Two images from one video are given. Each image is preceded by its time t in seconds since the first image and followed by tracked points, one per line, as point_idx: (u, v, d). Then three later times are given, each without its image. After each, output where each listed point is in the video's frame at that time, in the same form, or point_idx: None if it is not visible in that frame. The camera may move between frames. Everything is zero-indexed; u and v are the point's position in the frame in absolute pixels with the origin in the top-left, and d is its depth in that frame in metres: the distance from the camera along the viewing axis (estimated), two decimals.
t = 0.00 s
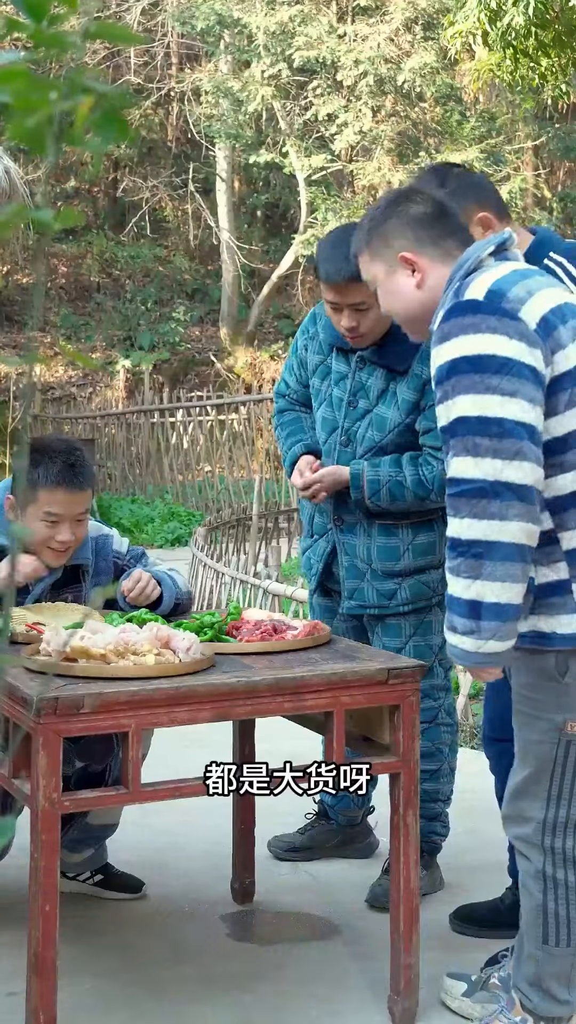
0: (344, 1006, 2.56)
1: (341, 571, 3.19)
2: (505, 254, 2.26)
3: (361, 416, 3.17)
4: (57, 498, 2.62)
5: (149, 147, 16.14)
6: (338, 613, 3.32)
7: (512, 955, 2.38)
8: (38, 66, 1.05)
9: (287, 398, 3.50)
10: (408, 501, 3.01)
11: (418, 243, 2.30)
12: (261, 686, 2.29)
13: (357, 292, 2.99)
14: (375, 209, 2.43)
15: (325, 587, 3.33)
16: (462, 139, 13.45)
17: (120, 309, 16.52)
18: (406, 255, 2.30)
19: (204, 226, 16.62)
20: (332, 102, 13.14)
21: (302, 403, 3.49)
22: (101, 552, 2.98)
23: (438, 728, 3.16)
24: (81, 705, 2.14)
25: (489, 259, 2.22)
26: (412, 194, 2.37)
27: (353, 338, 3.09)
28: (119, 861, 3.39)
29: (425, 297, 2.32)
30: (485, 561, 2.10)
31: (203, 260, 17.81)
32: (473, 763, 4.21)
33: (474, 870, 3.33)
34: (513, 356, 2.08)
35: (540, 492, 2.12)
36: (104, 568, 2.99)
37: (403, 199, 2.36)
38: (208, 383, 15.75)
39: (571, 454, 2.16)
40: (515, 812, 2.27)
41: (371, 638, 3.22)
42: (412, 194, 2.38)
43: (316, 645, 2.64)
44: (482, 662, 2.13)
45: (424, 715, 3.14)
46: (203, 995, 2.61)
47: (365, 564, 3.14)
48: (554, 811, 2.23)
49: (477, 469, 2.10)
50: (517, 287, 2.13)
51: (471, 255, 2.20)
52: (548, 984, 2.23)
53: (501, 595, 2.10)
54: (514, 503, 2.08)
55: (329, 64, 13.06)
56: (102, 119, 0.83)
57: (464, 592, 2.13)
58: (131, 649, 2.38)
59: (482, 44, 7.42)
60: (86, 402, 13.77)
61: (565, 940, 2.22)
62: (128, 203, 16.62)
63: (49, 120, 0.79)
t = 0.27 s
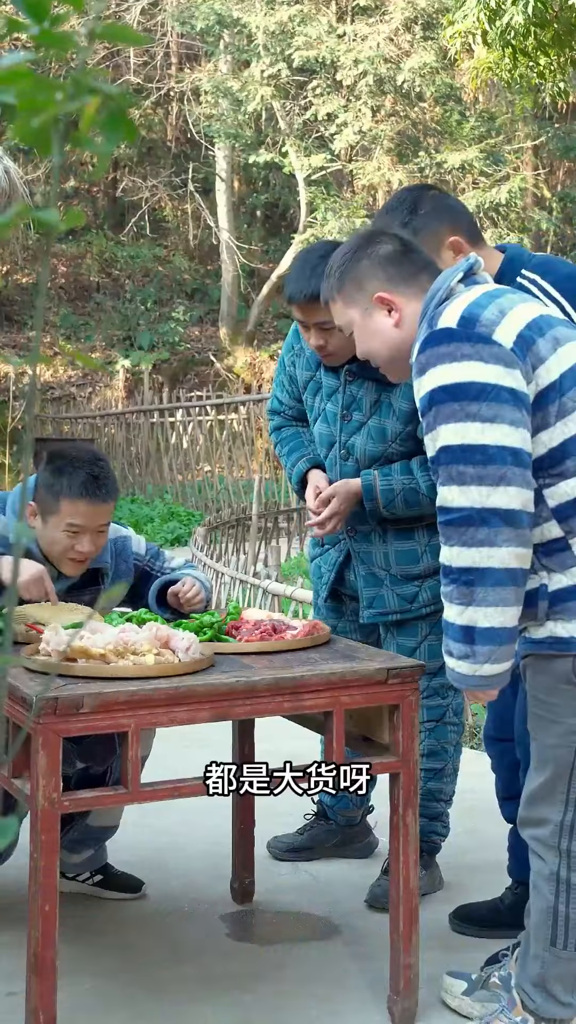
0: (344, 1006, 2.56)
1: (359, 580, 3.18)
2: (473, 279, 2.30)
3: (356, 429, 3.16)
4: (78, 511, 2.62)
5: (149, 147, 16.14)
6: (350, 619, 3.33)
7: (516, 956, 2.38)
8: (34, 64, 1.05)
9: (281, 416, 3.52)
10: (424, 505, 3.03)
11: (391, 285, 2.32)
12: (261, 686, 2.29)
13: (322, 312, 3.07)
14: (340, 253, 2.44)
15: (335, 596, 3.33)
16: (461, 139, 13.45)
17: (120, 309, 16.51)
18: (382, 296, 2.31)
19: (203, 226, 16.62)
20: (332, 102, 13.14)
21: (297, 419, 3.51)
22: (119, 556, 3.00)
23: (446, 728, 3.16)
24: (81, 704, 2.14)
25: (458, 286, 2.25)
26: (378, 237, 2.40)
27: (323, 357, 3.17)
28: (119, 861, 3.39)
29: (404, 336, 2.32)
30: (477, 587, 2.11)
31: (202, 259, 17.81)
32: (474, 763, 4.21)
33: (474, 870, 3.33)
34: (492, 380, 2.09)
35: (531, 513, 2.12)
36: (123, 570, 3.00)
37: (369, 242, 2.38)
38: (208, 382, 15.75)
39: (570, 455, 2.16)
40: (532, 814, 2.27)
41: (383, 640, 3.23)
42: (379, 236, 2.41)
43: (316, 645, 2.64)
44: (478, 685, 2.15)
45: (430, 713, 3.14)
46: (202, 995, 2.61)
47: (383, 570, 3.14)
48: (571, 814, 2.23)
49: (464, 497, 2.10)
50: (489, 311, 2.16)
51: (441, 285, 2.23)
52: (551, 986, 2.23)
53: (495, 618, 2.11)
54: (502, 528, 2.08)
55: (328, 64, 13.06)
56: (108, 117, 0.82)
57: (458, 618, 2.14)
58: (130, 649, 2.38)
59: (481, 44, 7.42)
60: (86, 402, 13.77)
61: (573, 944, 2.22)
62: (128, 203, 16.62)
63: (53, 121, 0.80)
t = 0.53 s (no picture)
0: (344, 1006, 2.56)
1: (358, 580, 3.18)
2: (475, 275, 2.31)
3: (343, 427, 3.18)
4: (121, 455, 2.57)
5: (149, 147, 16.13)
6: (352, 620, 3.33)
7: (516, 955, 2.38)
8: (32, 65, 1.05)
9: (280, 425, 3.51)
10: (410, 499, 3.02)
11: (396, 276, 2.32)
12: (261, 686, 2.29)
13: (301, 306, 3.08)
14: (344, 241, 2.44)
15: (337, 598, 3.33)
16: (461, 139, 13.45)
17: (120, 309, 16.51)
18: (386, 286, 2.32)
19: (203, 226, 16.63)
20: (332, 102, 13.13)
21: (296, 426, 3.50)
22: (130, 529, 2.97)
23: (445, 728, 3.16)
24: (80, 704, 2.14)
25: (460, 281, 2.26)
26: (381, 227, 2.42)
27: (305, 355, 3.16)
28: (119, 861, 3.39)
29: (406, 327, 2.33)
30: (480, 579, 2.11)
31: (202, 259, 17.82)
32: (475, 763, 4.20)
33: (474, 870, 3.33)
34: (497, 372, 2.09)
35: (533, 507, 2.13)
36: (132, 546, 2.98)
37: (373, 232, 2.39)
38: (208, 382, 15.76)
39: (570, 454, 2.16)
40: (529, 812, 2.27)
41: (383, 640, 3.23)
42: (381, 228, 2.42)
43: (316, 644, 2.64)
44: (481, 678, 2.15)
45: (429, 714, 3.14)
46: (202, 995, 2.61)
47: (381, 569, 3.14)
48: (569, 811, 2.23)
49: (468, 488, 2.10)
50: (493, 305, 2.16)
51: (443, 280, 2.24)
52: (551, 984, 2.23)
53: (497, 611, 2.11)
54: (507, 520, 2.08)
55: (329, 64, 13.06)
56: (105, 117, 0.82)
57: (460, 611, 2.14)
58: (130, 649, 2.38)
59: (481, 44, 7.42)
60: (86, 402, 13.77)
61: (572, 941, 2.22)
62: (128, 203, 16.61)
63: (49, 120, 0.80)
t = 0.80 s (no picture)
0: (344, 1006, 2.56)
1: (355, 580, 3.19)
2: (481, 265, 2.31)
3: (338, 425, 3.18)
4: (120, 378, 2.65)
5: (149, 147, 16.13)
6: (352, 619, 3.32)
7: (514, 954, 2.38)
8: (31, 65, 1.05)
9: (281, 424, 3.50)
10: (403, 495, 3.01)
11: (401, 257, 2.32)
12: (261, 686, 2.29)
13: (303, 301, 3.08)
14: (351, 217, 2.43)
15: (337, 598, 3.33)
16: (461, 139, 13.45)
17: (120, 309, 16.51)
18: (389, 270, 2.31)
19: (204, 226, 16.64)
20: (332, 102, 13.13)
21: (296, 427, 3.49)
22: (124, 471, 2.95)
23: (444, 728, 3.15)
24: (80, 704, 2.14)
25: (466, 270, 2.26)
26: (391, 204, 2.39)
27: (303, 349, 3.16)
28: (119, 861, 3.39)
29: (408, 310, 2.32)
30: (477, 569, 2.11)
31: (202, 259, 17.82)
32: (475, 763, 4.20)
33: (474, 870, 3.33)
34: (503, 363, 2.09)
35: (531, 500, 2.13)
36: (126, 486, 2.96)
37: (382, 211, 2.37)
38: (208, 382, 15.75)
39: (567, 453, 2.17)
40: (527, 812, 2.27)
41: (382, 639, 3.23)
42: (391, 205, 2.39)
43: (316, 644, 2.64)
44: (472, 668, 2.15)
45: (428, 714, 3.14)
46: (202, 995, 2.61)
47: (378, 567, 3.14)
48: (567, 809, 2.23)
49: (468, 477, 2.10)
50: (501, 295, 2.16)
51: (450, 267, 2.24)
52: (551, 984, 2.23)
53: (492, 602, 2.11)
54: (506, 511, 2.09)
55: (329, 64, 13.06)
56: (98, 117, 0.82)
57: (454, 601, 2.14)
58: (131, 649, 2.38)
59: (480, 43, 7.42)
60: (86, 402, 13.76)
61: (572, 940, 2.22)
62: (128, 203, 16.61)
63: (43, 120, 0.80)
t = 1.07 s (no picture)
0: (344, 1006, 2.56)
1: (351, 578, 3.19)
2: (492, 253, 2.29)
3: (339, 421, 3.18)
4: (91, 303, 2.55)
5: (149, 147, 16.12)
6: (350, 619, 3.30)
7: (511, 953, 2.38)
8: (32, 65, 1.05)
9: (281, 417, 3.50)
10: (394, 492, 3.01)
11: (413, 235, 2.30)
12: (261, 686, 2.29)
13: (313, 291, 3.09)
14: (368, 186, 2.39)
15: (334, 597, 3.32)
16: (461, 139, 13.45)
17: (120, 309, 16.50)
18: (400, 245, 2.29)
19: (203, 225, 16.63)
20: (332, 102, 13.12)
21: (296, 420, 3.48)
22: (119, 416, 2.99)
23: (442, 728, 3.15)
24: (80, 704, 2.14)
25: (478, 257, 2.25)
26: (411, 178, 2.36)
27: (309, 340, 3.16)
28: (119, 861, 3.39)
29: (416, 288, 2.32)
30: (468, 561, 2.12)
31: (202, 259, 17.83)
32: (475, 764, 4.20)
33: (473, 870, 3.33)
34: (510, 356, 2.09)
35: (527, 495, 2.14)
36: (121, 432, 3.00)
37: (400, 185, 2.34)
38: (208, 383, 15.74)
39: (562, 453, 2.18)
40: (504, 812, 2.29)
41: (378, 639, 3.23)
42: (410, 178, 2.36)
43: (315, 644, 2.64)
44: (455, 660, 2.16)
45: (426, 715, 3.13)
46: (202, 995, 2.61)
47: (373, 567, 3.15)
48: (546, 808, 2.24)
49: (467, 468, 2.10)
50: (513, 286, 2.15)
51: (462, 253, 2.23)
52: (545, 983, 2.23)
53: (481, 596, 2.12)
54: (503, 506, 2.09)
55: (328, 64, 13.06)
56: (101, 116, 0.81)
57: (443, 591, 2.15)
58: (130, 649, 2.38)
59: (479, 44, 7.41)
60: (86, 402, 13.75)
61: (560, 937, 2.23)
62: (128, 203, 16.60)
63: (44, 119, 0.80)
